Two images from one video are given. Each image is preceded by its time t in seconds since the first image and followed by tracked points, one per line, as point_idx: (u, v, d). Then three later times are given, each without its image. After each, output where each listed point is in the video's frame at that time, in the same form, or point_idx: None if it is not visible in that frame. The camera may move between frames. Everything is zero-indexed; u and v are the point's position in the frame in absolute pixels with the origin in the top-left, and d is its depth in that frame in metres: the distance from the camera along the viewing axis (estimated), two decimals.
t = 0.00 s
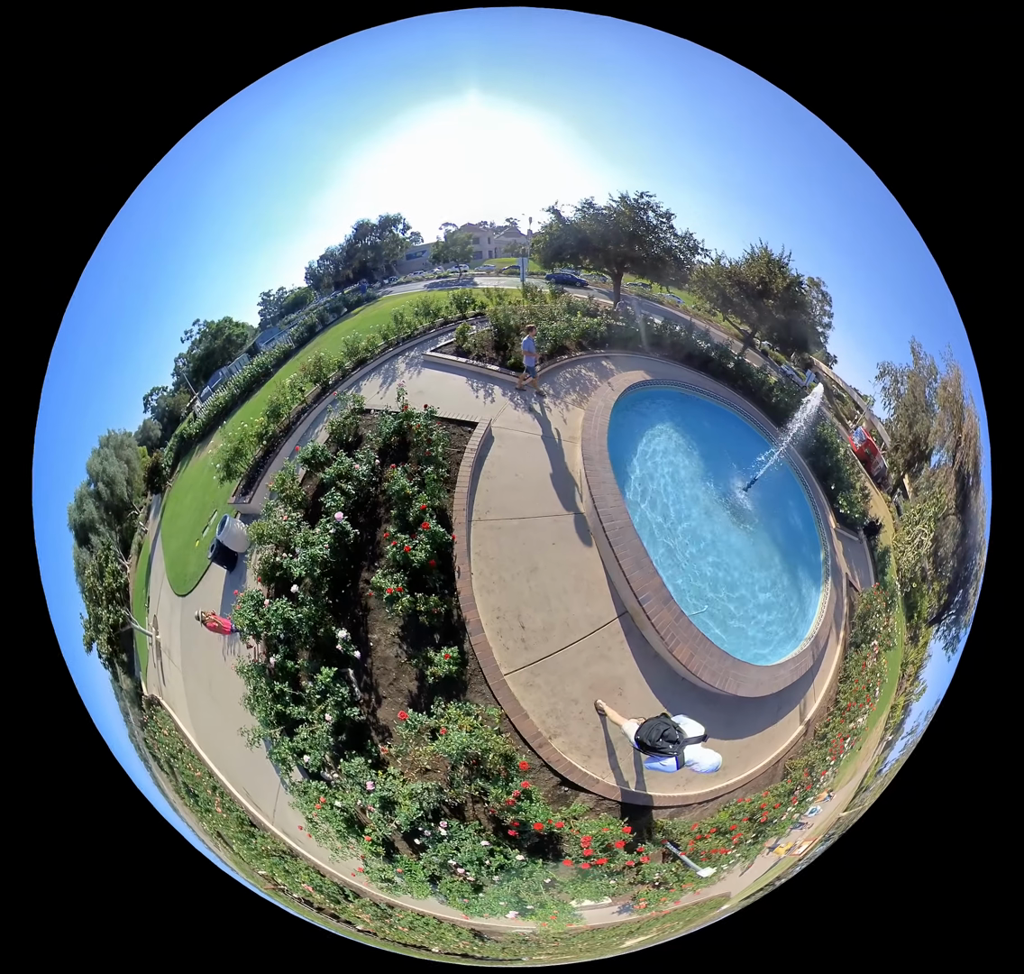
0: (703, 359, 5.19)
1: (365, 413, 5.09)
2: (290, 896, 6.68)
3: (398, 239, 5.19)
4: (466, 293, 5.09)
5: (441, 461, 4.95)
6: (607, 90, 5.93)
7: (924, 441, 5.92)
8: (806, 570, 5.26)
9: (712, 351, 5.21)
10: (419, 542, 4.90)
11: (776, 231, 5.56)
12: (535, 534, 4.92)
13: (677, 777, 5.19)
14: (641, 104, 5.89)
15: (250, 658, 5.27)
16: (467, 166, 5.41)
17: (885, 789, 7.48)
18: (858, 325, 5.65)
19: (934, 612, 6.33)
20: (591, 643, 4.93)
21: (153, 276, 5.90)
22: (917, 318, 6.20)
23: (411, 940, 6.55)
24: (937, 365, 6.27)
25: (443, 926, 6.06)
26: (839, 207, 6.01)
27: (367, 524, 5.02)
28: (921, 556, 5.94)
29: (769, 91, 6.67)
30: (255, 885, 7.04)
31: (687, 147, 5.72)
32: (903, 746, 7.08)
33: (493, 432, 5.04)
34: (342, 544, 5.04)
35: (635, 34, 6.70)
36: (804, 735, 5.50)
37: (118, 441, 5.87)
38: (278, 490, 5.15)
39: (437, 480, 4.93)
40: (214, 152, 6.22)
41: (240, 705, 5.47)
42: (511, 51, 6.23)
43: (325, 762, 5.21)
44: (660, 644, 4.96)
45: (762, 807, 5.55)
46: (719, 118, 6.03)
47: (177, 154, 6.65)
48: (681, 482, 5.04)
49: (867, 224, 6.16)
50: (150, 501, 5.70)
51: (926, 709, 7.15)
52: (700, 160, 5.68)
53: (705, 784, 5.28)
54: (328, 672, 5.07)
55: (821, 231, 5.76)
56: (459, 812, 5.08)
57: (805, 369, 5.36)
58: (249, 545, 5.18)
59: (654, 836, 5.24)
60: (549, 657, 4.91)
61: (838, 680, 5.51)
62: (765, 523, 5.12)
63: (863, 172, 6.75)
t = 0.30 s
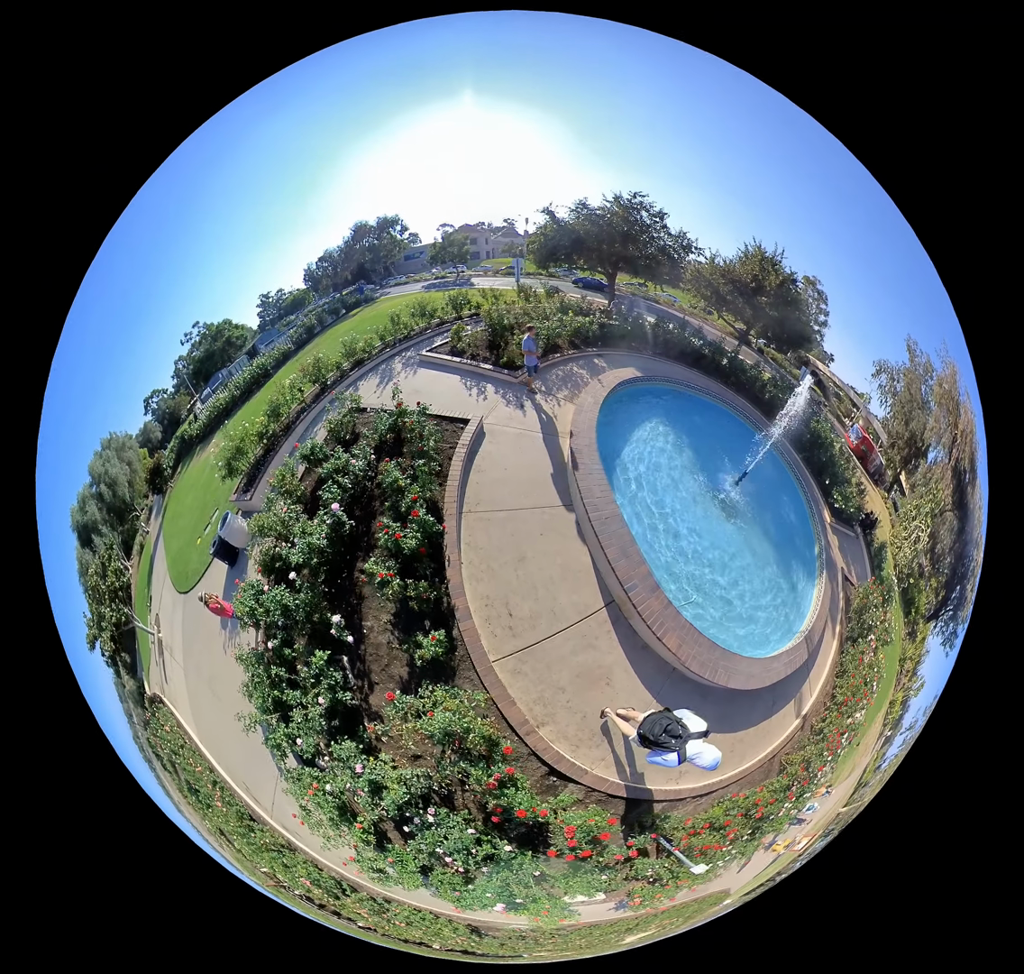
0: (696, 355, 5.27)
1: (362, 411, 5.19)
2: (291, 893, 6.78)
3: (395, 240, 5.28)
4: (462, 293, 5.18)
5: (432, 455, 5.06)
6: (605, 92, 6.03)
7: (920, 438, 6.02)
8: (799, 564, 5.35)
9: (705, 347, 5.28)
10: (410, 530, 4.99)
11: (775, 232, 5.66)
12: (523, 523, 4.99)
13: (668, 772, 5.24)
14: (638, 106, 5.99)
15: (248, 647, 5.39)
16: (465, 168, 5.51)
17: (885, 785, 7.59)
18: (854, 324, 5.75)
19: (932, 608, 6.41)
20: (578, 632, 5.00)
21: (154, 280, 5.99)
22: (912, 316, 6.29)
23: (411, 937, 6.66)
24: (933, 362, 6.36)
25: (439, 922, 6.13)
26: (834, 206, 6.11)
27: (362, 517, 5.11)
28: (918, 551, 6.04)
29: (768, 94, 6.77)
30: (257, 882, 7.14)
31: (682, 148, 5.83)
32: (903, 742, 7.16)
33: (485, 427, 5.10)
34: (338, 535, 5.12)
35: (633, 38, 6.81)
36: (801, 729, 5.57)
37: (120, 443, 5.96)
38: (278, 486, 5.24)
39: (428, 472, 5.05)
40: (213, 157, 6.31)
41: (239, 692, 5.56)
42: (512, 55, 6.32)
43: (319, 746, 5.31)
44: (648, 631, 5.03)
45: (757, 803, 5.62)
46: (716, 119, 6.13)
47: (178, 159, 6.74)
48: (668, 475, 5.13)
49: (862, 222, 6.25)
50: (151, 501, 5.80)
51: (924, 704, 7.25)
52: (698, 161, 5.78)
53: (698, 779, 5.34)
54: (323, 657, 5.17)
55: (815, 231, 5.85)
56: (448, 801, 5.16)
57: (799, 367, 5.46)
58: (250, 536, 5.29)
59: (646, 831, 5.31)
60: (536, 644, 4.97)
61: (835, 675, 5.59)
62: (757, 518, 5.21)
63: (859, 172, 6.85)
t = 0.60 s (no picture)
0: (689, 352, 5.36)
1: (359, 410, 5.29)
2: (292, 890, 6.86)
3: (393, 241, 5.38)
4: (458, 294, 5.28)
5: (423, 450, 5.17)
6: (602, 93, 6.11)
7: (917, 434, 6.06)
8: (791, 559, 5.45)
9: (698, 344, 5.36)
10: (400, 519, 5.11)
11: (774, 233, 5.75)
12: (510, 513, 5.08)
13: (658, 766, 5.30)
14: (634, 107, 6.08)
15: (246, 635, 5.47)
16: (464, 169, 5.60)
17: (884, 780, 7.67)
18: (851, 321, 5.83)
19: (930, 604, 6.49)
20: (563, 620, 5.07)
21: (154, 284, 6.09)
22: (907, 313, 6.36)
23: (410, 933, 6.75)
24: (929, 359, 6.43)
25: (434, 916, 6.22)
26: (828, 204, 6.19)
27: (356, 507, 5.19)
28: (915, 547, 6.09)
29: (764, 95, 6.86)
30: (260, 880, 7.22)
31: (677, 148, 5.91)
32: (902, 737, 7.25)
33: (476, 423, 5.21)
34: (334, 526, 5.21)
35: (630, 41, 6.90)
36: (796, 725, 5.62)
37: (122, 446, 6.06)
38: (278, 483, 5.34)
39: (419, 467, 5.15)
40: (211, 162, 6.40)
41: (235, 677, 5.63)
42: (510, 58, 6.41)
43: (314, 726, 5.38)
44: (632, 621, 5.09)
45: (750, 800, 5.65)
46: (712, 120, 6.22)
47: (177, 164, 6.81)
48: (660, 469, 5.22)
49: (856, 221, 6.33)
50: (153, 503, 5.90)
51: (923, 700, 7.32)
52: (694, 162, 5.87)
53: (688, 774, 5.38)
54: (317, 642, 5.26)
55: (809, 229, 5.93)
56: (436, 788, 5.21)
57: (795, 362, 5.53)
58: (252, 525, 5.37)
59: (632, 826, 5.32)
60: (522, 631, 5.04)
61: (831, 671, 5.65)
62: (749, 513, 5.31)
63: (855, 171, 6.93)
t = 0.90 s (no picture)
0: (682, 347, 5.42)
1: (358, 407, 5.36)
2: (293, 887, 6.94)
3: (391, 241, 5.46)
4: (455, 293, 5.36)
5: (417, 440, 5.27)
6: (598, 93, 6.20)
7: (914, 430, 6.14)
8: (787, 548, 5.48)
9: (693, 340, 5.43)
10: (393, 503, 5.20)
11: (771, 233, 5.83)
12: (502, 502, 5.18)
13: (654, 757, 5.34)
14: (630, 107, 6.17)
15: (245, 622, 5.55)
16: (462, 170, 5.69)
17: (883, 775, 7.76)
18: (847, 319, 5.91)
19: (927, 600, 6.57)
20: (555, 605, 5.14)
21: (154, 286, 6.17)
22: (903, 310, 6.43)
23: (411, 929, 6.83)
24: (924, 357, 6.50)
25: (431, 912, 6.30)
26: (822, 202, 6.27)
27: (350, 495, 5.30)
28: (913, 542, 6.16)
29: (760, 95, 6.94)
30: (263, 878, 7.30)
31: (672, 147, 6.00)
32: (900, 732, 7.33)
33: (471, 416, 5.30)
34: (330, 513, 5.33)
35: (626, 42, 6.98)
36: (795, 717, 5.68)
37: (123, 447, 6.14)
38: (279, 476, 5.42)
39: (414, 456, 5.25)
40: (210, 165, 6.49)
41: (233, 662, 5.71)
42: (509, 59, 6.49)
43: (308, 709, 5.44)
44: (625, 606, 5.15)
45: (749, 792, 5.70)
46: (707, 119, 6.30)
47: (176, 168, 6.90)
48: (656, 461, 5.28)
49: (851, 218, 6.41)
50: (154, 503, 5.98)
51: (920, 696, 7.39)
52: (692, 162, 5.96)
53: (686, 766, 5.42)
54: (311, 625, 5.34)
55: (803, 227, 6.01)
56: (428, 777, 5.27)
57: (790, 357, 5.61)
58: (252, 512, 5.46)
59: (627, 820, 5.38)
60: (513, 616, 5.12)
61: (829, 662, 5.71)
62: (743, 503, 5.36)
63: (850, 171, 7.01)
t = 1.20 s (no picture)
0: (677, 344, 5.50)
1: (358, 399, 5.47)
2: (296, 886, 7.02)
3: (389, 242, 5.55)
4: (454, 291, 5.45)
5: (421, 426, 5.38)
6: (596, 95, 6.30)
7: (910, 427, 6.21)
8: (786, 536, 5.55)
9: (688, 334, 5.52)
10: (398, 484, 5.33)
11: (768, 233, 5.93)
12: (502, 487, 5.28)
13: (659, 742, 5.42)
14: (626, 108, 6.27)
15: (245, 609, 5.62)
16: (462, 170, 5.78)
17: (883, 769, 7.87)
18: (843, 315, 6.02)
19: (925, 595, 6.67)
20: (557, 586, 5.24)
21: (155, 287, 6.25)
22: (898, 308, 6.53)
23: (414, 927, 6.90)
24: (920, 353, 6.60)
25: (436, 909, 6.35)
26: (817, 201, 6.38)
27: (354, 480, 5.40)
28: (909, 535, 6.23)
29: (755, 96, 7.03)
30: (266, 876, 7.37)
31: (668, 147, 6.09)
32: (900, 726, 7.44)
33: (472, 405, 5.41)
34: (334, 498, 5.42)
35: (623, 44, 7.07)
36: (798, 705, 5.76)
37: (124, 447, 6.23)
38: (281, 464, 5.52)
39: (417, 442, 5.37)
40: (210, 168, 6.59)
41: (233, 650, 5.77)
42: (507, 60, 6.58)
43: (305, 691, 5.51)
44: (626, 585, 5.26)
45: (758, 778, 5.78)
46: (703, 119, 6.40)
47: (176, 172, 6.99)
48: (655, 451, 5.39)
49: (845, 216, 6.51)
50: (155, 502, 6.07)
51: (920, 690, 7.49)
52: (690, 163, 6.06)
53: (691, 751, 5.50)
54: (313, 608, 5.42)
55: (799, 226, 6.11)
56: (430, 765, 5.37)
57: (784, 353, 5.68)
58: (255, 500, 5.56)
59: (637, 806, 5.46)
60: (515, 596, 5.23)
61: (831, 648, 5.79)
62: (741, 491, 5.43)
63: (845, 170, 7.12)
